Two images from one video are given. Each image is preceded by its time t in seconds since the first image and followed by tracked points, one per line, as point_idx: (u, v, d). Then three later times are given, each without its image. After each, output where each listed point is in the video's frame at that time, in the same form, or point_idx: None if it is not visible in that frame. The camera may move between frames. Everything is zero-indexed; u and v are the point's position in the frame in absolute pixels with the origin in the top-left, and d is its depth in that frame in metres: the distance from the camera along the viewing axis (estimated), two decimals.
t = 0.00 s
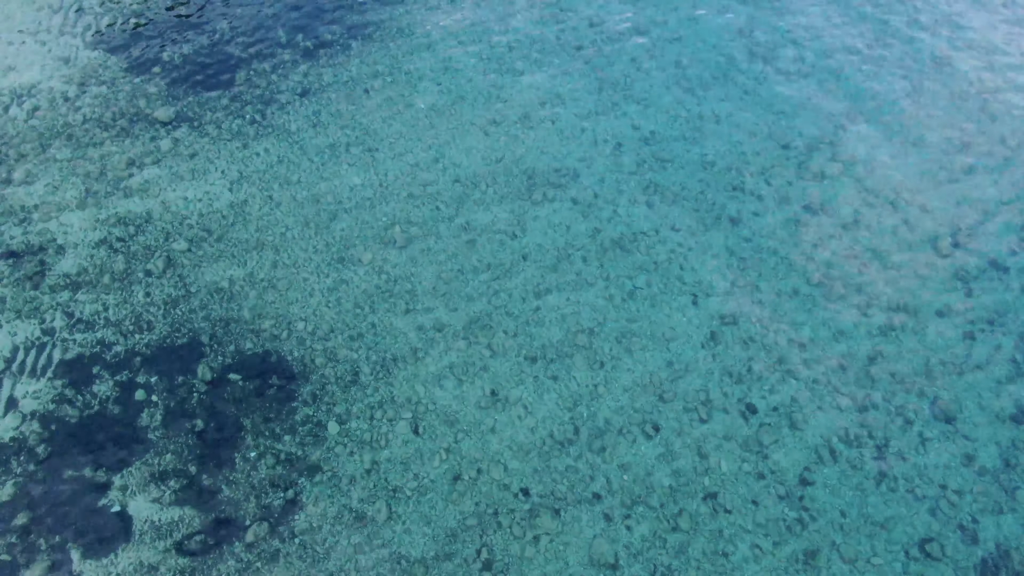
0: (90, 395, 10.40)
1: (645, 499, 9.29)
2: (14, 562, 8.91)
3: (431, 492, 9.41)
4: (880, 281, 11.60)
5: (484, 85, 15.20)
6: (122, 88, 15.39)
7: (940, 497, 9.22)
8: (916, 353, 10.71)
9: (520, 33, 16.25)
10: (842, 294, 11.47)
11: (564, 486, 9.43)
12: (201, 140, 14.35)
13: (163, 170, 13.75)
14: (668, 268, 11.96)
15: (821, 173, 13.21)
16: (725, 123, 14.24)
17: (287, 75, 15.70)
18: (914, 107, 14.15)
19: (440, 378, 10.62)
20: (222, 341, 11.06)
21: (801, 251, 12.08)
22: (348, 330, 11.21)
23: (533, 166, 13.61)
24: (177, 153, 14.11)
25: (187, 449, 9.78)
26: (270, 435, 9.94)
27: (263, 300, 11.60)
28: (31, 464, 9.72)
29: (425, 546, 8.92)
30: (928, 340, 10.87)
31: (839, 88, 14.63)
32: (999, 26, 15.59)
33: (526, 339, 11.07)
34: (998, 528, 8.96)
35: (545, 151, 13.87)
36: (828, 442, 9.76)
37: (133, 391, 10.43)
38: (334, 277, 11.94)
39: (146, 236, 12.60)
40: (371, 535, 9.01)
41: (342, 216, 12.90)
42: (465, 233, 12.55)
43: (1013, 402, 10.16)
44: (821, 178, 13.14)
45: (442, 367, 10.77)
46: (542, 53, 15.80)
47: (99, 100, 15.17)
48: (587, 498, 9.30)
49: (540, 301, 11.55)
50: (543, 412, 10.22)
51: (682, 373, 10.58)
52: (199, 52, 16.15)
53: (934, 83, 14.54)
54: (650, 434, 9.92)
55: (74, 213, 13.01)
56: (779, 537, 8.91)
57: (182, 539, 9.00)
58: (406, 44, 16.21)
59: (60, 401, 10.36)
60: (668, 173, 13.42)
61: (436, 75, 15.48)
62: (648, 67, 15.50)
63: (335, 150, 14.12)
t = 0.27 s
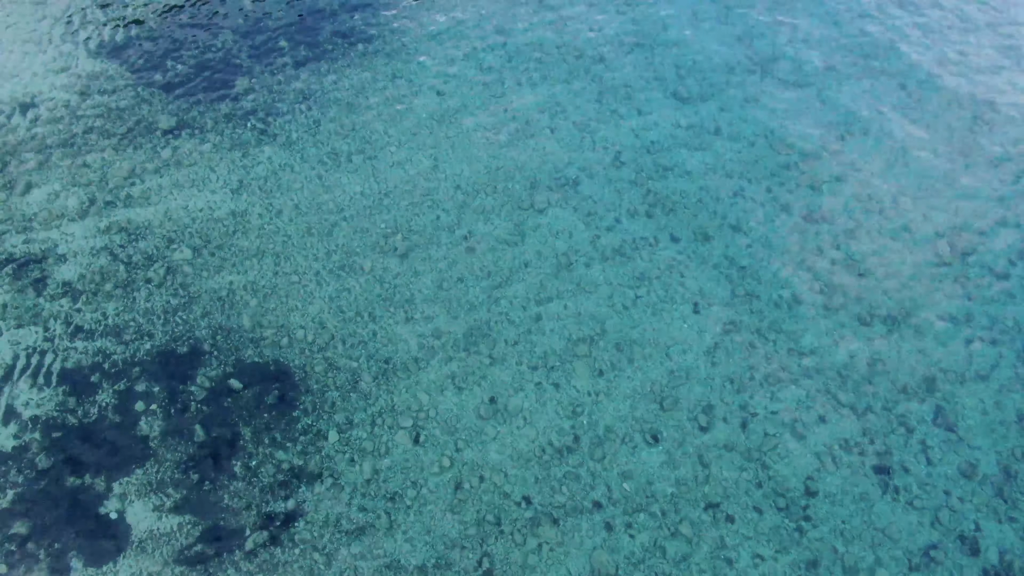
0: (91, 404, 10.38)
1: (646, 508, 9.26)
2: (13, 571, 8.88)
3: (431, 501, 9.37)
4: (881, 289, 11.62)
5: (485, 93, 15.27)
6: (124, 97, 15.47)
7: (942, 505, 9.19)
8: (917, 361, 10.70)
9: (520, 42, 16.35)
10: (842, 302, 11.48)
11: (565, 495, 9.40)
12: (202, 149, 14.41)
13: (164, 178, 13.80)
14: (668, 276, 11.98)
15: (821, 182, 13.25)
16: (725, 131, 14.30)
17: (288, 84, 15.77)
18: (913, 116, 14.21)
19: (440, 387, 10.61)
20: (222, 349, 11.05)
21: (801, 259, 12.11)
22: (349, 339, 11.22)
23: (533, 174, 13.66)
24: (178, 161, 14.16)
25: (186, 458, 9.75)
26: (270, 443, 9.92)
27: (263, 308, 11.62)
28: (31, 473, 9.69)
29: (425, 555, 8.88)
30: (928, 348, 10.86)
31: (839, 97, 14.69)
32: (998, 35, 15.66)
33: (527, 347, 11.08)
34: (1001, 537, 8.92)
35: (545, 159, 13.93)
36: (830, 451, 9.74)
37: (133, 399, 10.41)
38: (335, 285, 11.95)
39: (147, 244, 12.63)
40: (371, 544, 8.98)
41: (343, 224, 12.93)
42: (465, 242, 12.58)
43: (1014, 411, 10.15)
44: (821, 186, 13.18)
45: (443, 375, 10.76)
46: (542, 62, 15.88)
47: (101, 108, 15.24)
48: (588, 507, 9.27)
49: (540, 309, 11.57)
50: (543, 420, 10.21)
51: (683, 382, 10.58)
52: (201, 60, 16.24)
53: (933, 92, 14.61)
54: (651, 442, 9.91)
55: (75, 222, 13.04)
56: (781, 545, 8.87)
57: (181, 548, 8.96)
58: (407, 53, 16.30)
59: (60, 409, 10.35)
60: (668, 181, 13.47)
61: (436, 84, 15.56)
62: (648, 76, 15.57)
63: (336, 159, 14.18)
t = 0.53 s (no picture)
0: (91, 412, 10.37)
1: (648, 517, 9.23)
2: None
3: (432, 510, 9.34)
4: (881, 297, 11.64)
5: (485, 102, 15.35)
6: (126, 106, 15.54)
7: (944, 515, 9.17)
8: (918, 370, 10.71)
9: (521, 51, 16.44)
10: (843, 310, 11.50)
11: (566, 504, 9.37)
12: (203, 158, 14.46)
13: (165, 187, 13.84)
14: (669, 284, 12.00)
15: (822, 190, 13.30)
16: (725, 140, 14.36)
17: (289, 93, 15.85)
18: (913, 125, 14.27)
19: (441, 395, 10.60)
20: (222, 358, 11.04)
21: (802, 267, 12.13)
22: (349, 347, 11.21)
23: (534, 182, 13.71)
24: (179, 170, 14.21)
25: (187, 467, 9.72)
26: (271, 452, 9.89)
27: (263, 317, 11.63)
28: (31, 482, 9.65)
29: (426, 565, 8.83)
30: (930, 356, 10.87)
31: (838, 106, 14.75)
32: (997, 44, 15.74)
33: (528, 356, 11.08)
34: (1004, 547, 8.90)
35: (545, 168, 13.98)
36: (831, 459, 9.73)
37: (133, 408, 10.39)
38: (335, 294, 11.96)
39: (148, 253, 12.65)
40: (372, 553, 8.94)
41: (344, 233, 12.96)
42: (466, 250, 12.61)
43: (1016, 420, 10.14)
44: (821, 195, 13.23)
45: (444, 384, 10.75)
46: (542, 71, 15.96)
47: (103, 117, 15.30)
48: (589, 516, 9.24)
49: (541, 318, 11.58)
50: (544, 429, 10.19)
51: (684, 390, 10.57)
52: (202, 69, 16.33)
53: (933, 100, 14.67)
54: (652, 451, 9.89)
55: (76, 230, 13.07)
56: (783, 555, 8.84)
57: (181, 557, 8.92)
58: (408, 62, 16.38)
59: (60, 418, 10.33)
60: (668, 190, 13.52)
61: (437, 93, 15.63)
62: (648, 85, 15.65)
63: (337, 167, 14.23)
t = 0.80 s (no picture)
0: (91, 421, 10.35)
1: (648, 526, 9.19)
2: None
3: (432, 519, 9.31)
4: (882, 305, 11.65)
5: (486, 111, 15.41)
6: (128, 115, 15.60)
7: (946, 524, 9.13)
8: (919, 378, 10.70)
9: (521, 60, 16.52)
10: (843, 319, 11.51)
11: (567, 513, 9.34)
12: (205, 166, 14.50)
13: (167, 196, 13.88)
14: (669, 293, 12.02)
15: (822, 199, 13.33)
16: (725, 149, 14.41)
17: (291, 102, 15.92)
18: (913, 133, 14.33)
19: (441, 404, 10.59)
20: (223, 367, 11.04)
21: (802, 275, 12.15)
22: (349, 356, 11.21)
23: (534, 191, 13.75)
24: (181, 179, 14.25)
25: (186, 475, 9.70)
26: (271, 461, 9.87)
27: (264, 325, 11.63)
28: (30, 491, 9.62)
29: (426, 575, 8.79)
30: (931, 365, 10.86)
31: (838, 115, 14.82)
32: (996, 53, 15.81)
33: (528, 364, 11.07)
34: (1006, 556, 8.86)
35: (546, 176, 14.02)
36: (833, 469, 9.70)
37: (134, 417, 10.38)
38: (336, 302, 11.98)
39: (149, 261, 12.67)
40: (372, 562, 8.90)
41: (344, 241, 12.99)
42: (467, 258, 12.63)
43: (1018, 428, 10.12)
44: (821, 204, 13.26)
45: (444, 392, 10.75)
46: (543, 80, 16.04)
47: (104, 126, 15.36)
48: (590, 525, 9.21)
49: (541, 326, 11.58)
50: (545, 437, 10.18)
51: (685, 399, 10.56)
52: (204, 78, 16.41)
53: (933, 108, 14.73)
54: (653, 460, 9.87)
55: (77, 239, 13.09)
56: (784, 564, 8.81)
57: (181, 567, 8.87)
58: (409, 71, 16.46)
59: (60, 427, 10.31)
60: (668, 198, 13.55)
61: (438, 102, 15.70)
62: (648, 94, 15.72)
63: (338, 176, 14.27)
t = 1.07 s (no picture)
0: (90, 430, 10.31)
1: (649, 536, 9.15)
2: None
3: (433, 528, 9.26)
4: (883, 314, 11.66)
5: (486, 120, 15.47)
6: (129, 124, 15.66)
7: (948, 533, 9.09)
8: (920, 387, 10.69)
9: (522, 70, 16.60)
10: (844, 327, 11.51)
11: (567, 522, 9.30)
12: (206, 175, 14.55)
13: (167, 204, 13.91)
14: (669, 301, 12.03)
15: (822, 208, 13.36)
16: (724, 157, 14.47)
17: (292, 111, 15.99)
18: (912, 143, 14.40)
19: (442, 413, 10.57)
20: (223, 375, 11.02)
21: (802, 284, 12.17)
22: (350, 364, 11.19)
23: (534, 200, 13.79)
24: (181, 187, 14.29)
25: (186, 484, 9.65)
26: (271, 470, 9.83)
27: (263, 334, 11.62)
28: (29, 500, 9.57)
29: None
30: (931, 374, 10.86)
31: (837, 124, 14.89)
32: (995, 62, 15.90)
33: (529, 373, 11.06)
34: (1009, 566, 8.82)
35: (546, 185, 14.07)
36: (834, 478, 9.68)
37: (133, 425, 10.34)
38: (336, 311, 11.98)
39: (149, 270, 12.68)
40: (371, 572, 8.85)
41: (345, 249, 13.01)
42: (467, 267, 12.65)
43: (1019, 437, 10.10)
44: (821, 212, 13.30)
45: (445, 401, 10.73)
46: (543, 89, 16.11)
47: (106, 135, 15.41)
48: (591, 534, 9.17)
49: (542, 335, 11.59)
50: (545, 446, 10.15)
51: (686, 408, 10.55)
52: (205, 87, 16.48)
53: (932, 118, 14.80)
54: (654, 469, 9.84)
55: (78, 247, 13.11)
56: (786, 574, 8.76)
57: None
58: (410, 81, 16.55)
59: (60, 436, 10.27)
60: (668, 207, 13.60)
61: (439, 111, 15.77)
62: (648, 103, 15.80)
63: (339, 185, 14.31)
